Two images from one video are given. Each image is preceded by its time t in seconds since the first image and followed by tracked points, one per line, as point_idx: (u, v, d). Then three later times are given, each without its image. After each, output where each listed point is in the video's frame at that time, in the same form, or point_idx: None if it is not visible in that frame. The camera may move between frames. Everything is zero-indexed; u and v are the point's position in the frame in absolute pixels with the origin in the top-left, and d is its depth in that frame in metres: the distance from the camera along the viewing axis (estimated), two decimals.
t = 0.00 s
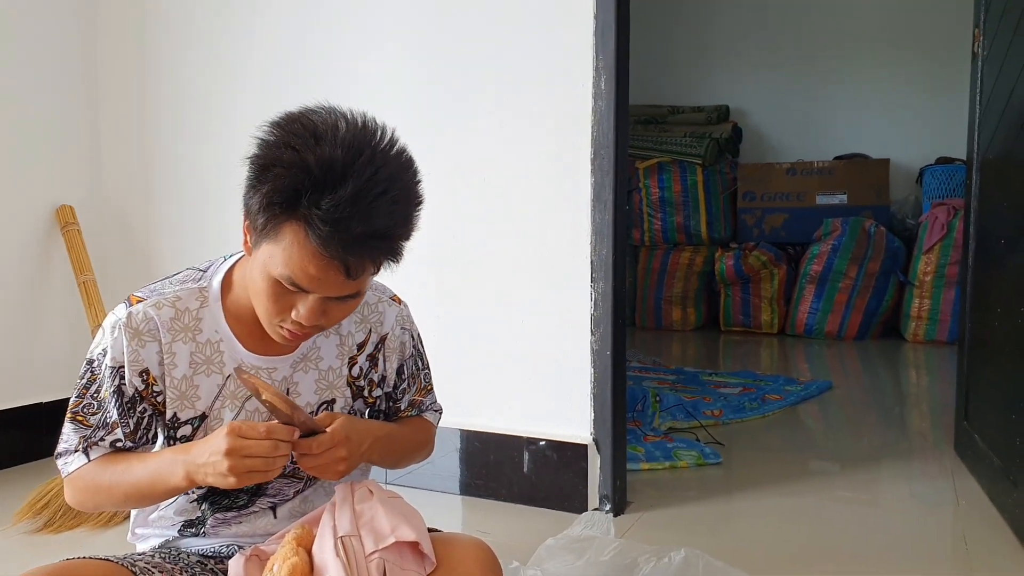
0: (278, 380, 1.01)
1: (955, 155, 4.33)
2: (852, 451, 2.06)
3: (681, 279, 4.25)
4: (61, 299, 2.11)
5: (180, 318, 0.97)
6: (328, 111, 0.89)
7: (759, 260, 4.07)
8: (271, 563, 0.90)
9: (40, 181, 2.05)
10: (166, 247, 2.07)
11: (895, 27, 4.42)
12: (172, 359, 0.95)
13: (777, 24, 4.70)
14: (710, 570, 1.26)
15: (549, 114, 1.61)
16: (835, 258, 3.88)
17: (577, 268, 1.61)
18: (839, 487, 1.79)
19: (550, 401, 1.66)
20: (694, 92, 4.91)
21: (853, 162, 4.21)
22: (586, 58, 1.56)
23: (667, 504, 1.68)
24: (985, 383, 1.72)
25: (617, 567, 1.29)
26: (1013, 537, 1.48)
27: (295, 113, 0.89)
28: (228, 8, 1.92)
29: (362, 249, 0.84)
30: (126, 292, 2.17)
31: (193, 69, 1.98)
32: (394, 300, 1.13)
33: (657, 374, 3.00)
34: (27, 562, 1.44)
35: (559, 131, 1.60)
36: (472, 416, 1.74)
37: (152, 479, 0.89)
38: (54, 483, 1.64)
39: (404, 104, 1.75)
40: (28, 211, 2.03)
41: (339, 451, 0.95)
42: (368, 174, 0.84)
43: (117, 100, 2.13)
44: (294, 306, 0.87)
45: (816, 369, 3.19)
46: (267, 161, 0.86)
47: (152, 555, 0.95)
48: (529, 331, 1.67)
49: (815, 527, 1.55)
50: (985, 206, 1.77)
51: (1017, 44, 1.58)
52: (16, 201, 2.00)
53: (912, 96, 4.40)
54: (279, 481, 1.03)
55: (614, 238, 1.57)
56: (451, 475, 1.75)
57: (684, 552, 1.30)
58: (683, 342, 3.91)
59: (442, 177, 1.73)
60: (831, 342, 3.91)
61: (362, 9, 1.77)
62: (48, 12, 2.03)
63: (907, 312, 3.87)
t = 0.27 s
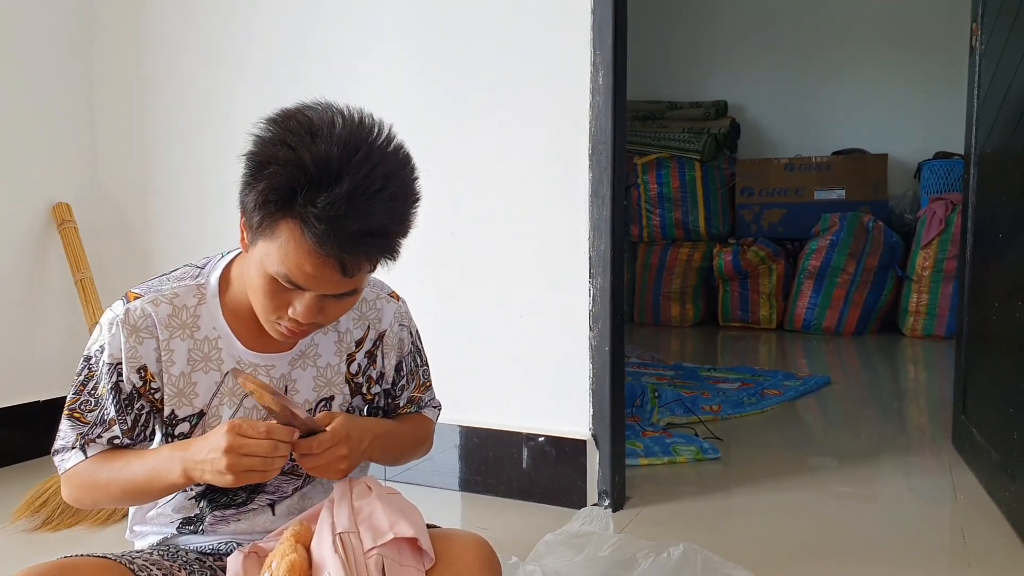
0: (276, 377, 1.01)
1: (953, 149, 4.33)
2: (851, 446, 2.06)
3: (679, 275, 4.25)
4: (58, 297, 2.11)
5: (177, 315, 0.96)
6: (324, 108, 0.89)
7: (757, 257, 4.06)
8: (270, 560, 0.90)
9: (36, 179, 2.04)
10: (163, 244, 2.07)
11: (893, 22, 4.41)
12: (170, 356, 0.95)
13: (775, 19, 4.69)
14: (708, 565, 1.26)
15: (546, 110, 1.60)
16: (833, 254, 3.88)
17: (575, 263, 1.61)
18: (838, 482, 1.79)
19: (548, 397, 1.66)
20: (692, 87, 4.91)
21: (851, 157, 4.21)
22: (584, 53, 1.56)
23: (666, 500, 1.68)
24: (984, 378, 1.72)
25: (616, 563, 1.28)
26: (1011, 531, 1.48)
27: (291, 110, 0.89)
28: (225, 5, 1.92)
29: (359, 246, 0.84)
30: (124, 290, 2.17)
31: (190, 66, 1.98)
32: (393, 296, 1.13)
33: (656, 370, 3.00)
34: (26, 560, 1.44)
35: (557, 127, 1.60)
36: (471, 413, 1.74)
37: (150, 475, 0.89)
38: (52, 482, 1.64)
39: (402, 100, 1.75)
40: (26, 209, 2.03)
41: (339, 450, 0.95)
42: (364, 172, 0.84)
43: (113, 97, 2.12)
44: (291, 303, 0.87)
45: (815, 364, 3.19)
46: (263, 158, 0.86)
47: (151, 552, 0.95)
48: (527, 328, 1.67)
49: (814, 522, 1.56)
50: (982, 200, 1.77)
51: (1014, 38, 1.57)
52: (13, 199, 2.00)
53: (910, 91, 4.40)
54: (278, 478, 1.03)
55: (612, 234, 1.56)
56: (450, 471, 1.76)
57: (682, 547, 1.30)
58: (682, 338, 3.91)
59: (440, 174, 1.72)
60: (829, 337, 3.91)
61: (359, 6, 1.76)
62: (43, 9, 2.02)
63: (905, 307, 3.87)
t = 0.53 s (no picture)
0: (275, 373, 1.01)
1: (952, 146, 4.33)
2: (849, 443, 2.07)
3: (679, 271, 4.25)
4: (57, 293, 2.11)
5: (177, 311, 0.96)
6: (323, 103, 0.89)
7: (757, 253, 4.07)
8: (269, 556, 0.90)
9: (34, 175, 2.04)
10: (162, 240, 2.07)
11: (893, 18, 4.41)
12: (169, 352, 0.95)
13: (774, 15, 4.69)
14: (707, 561, 1.26)
15: (545, 105, 1.60)
16: (832, 250, 3.88)
17: (573, 260, 1.60)
18: (836, 478, 1.80)
19: (547, 394, 1.66)
20: (691, 84, 4.91)
21: (850, 153, 4.21)
22: (583, 49, 1.56)
23: (665, 496, 1.68)
24: (982, 375, 1.72)
25: (615, 558, 1.29)
26: (1010, 527, 1.48)
27: (290, 105, 0.89)
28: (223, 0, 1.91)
29: (358, 242, 0.84)
30: (123, 286, 2.17)
31: (188, 63, 1.97)
32: (391, 292, 1.13)
33: (655, 366, 3.00)
34: (26, 556, 1.44)
35: (555, 123, 1.60)
36: (469, 409, 1.74)
37: (153, 471, 0.89)
38: (51, 478, 1.64)
39: (400, 96, 1.75)
40: (24, 206, 2.03)
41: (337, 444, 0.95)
42: (362, 167, 0.83)
43: (111, 93, 2.12)
44: (290, 299, 0.87)
45: (814, 360, 3.19)
46: (261, 154, 0.86)
47: (150, 548, 0.95)
48: (526, 323, 1.67)
49: (813, 517, 1.56)
50: (982, 197, 1.77)
51: (1014, 35, 1.57)
52: (11, 196, 1.99)
53: (910, 87, 4.40)
54: (276, 474, 1.03)
55: (611, 230, 1.56)
56: (449, 467, 1.76)
57: (681, 544, 1.30)
58: (681, 335, 3.91)
59: (439, 169, 1.72)
60: (828, 334, 3.92)
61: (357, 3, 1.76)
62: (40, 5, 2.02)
63: (904, 303, 3.87)
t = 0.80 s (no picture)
0: (279, 374, 1.01)
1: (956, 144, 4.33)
2: (853, 442, 2.07)
3: (681, 270, 4.25)
4: (61, 295, 2.11)
5: (181, 311, 0.97)
6: (325, 104, 0.89)
7: (759, 251, 4.07)
8: (274, 556, 0.90)
9: (38, 177, 2.04)
10: (165, 241, 2.07)
11: (896, 16, 4.40)
12: (173, 352, 0.95)
13: (775, 13, 4.68)
14: (712, 561, 1.26)
15: (547, 106, 1.60)
16: (835, 249, 3.87)
17: (576, 259, 1.61)
18: (840, 478, 1.79)
19: (549, 394, 1.66)
20: (693, 82, 4.90)
21: (852, 151, 4.21)
22: (584, 49, 1.56)
23: (668, 496, 1.68)
24: (987, 374, 1.72)
25: (619, 558, 1.29)
26: (1016, 526, 1.48)
27: (292, 107, 0.89)
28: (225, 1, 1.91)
29: (361, 243, 0.84)
30: (126, 288, 2.18)
31: (190, 64, 1.97)
32: (394, 293, 1.13)
33: (657, 365, 3.00)
34: (31, 556, 1.44)
35: (558, 123, 1.60)
36: (472, 409, 1.75)
37: (150, 470, 0.89)
38: (57, 478, 1.65)
39: (402, 97, 1.75)
40: (28, 207, 2.03)
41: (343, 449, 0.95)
42: (365, 168, 0.84)
43: (114, 94, 2.12)
44: (293, 300, 0.87)
45: (817, 359, 3.19)
46: (264, 155, 0.86)
47: (155, 548, 0.95)
48: (527, 324, 1.67)
49: (817, 517, 1.56)
50: (986, 195, 1.77)
51: (1018, 33, 1.57)
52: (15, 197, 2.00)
53: (912, 85, 4.39)
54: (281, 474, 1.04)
55: (614, 230, 1.56)
56: (452, 467, 1.76)
57: (685, 544, 1.30)
58: (684, 334, 3.91)
59: (441, 170, 1.72)
60: (831, 333, 3.92)
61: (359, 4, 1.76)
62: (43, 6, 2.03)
63: (908, 301, 3.87)
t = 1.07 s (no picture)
0: (280, 372, 1.02)
1: (957, 144, 4.32)
2: (853, 442, 2.07)
3: (682, 270, 4.25)
4: (62, 292, 2.11)
5: (182, 309, 0.97)
6: (327, 101, 0.89)
7: (760, 251, 4.07)
8: (274, 553, 0.90)
9: (38, 174, 2.04)
10: (166, 239, 2.07)
11: (898, 16, 4.40)
12: (174, 349, 0.96)
13: (777, 13, 4.68)
14: (711, 560, 1.26)
15: (548, 105, 1.60)
16: (836, 249, 3.87)
17: (576, 258, 1.61)
18: (840, 478, 1.80)
19: (550, 393, 1.66)
20: (694, 82, 4.90)
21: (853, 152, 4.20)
22: (586, 47, 1.56)
23: (668, 495, 1.68)
24: (988, 374, 1.72)
25: (619, 558, 1.29)
26: (1016, 527, 1.48)
27: (294, 104, 0.89)
28: None
29: (361, 240, 0.84)
30: (127, 285, 2.18)
31: (192, 62, 1.97)
32: (394, 291, 1.13)
33: (658, 365, 3.00)
34: (32, 553, 1.44)
35: (559, 122, 1.60)
36: (472, 408, 1.75)
37: (155, 466, 0.89)
38: (57, 475, 1.65)
39: (403, 95, 1.75)
40: (29, 204, 2.03)
41: (343, 445, 0.95)
42: (366, 166, 0.84)
43: (115, 92, 2.12)
44: (294, 297, 0.87)
45: (817, 359, 3.19)
46: (266, 152, 0.86)
47: (155, 545, 0.95)
48: (528, 323, 1.67)
49: (817, 517, 1.56)
50: (987, 196, 1.77)
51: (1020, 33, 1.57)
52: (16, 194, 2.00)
53: (914, 85, 4.39)
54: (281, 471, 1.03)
55: (614, 229, 1.56)
56: (452, 466, 1.76)
57: (685, 543, 1.31)
58: (684, 333, 3.91)
59: (442, 168, 1.72)
60: (832, 333, 3.92)
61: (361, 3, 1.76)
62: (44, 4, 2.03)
63: (908, 302, 3.87)
